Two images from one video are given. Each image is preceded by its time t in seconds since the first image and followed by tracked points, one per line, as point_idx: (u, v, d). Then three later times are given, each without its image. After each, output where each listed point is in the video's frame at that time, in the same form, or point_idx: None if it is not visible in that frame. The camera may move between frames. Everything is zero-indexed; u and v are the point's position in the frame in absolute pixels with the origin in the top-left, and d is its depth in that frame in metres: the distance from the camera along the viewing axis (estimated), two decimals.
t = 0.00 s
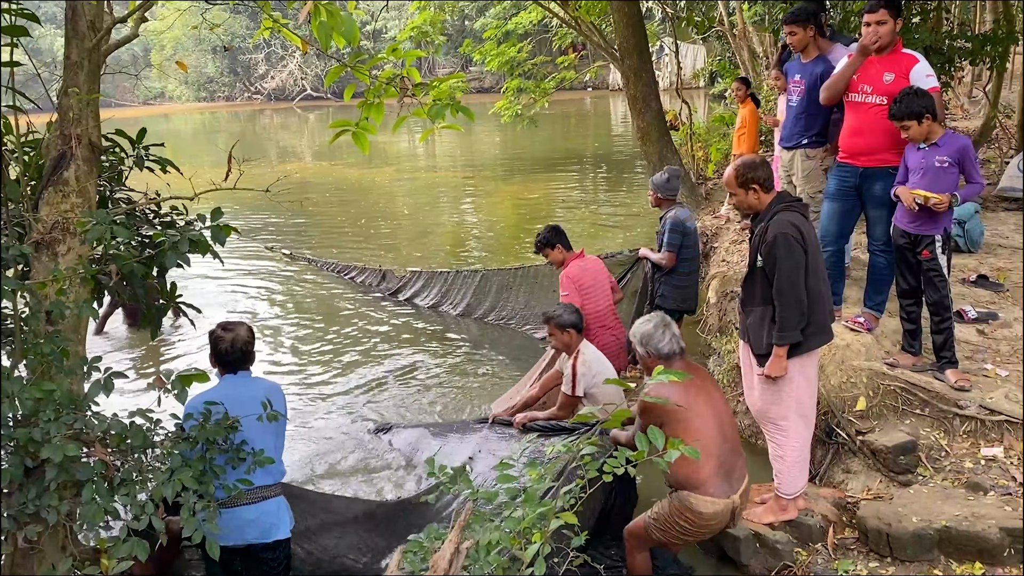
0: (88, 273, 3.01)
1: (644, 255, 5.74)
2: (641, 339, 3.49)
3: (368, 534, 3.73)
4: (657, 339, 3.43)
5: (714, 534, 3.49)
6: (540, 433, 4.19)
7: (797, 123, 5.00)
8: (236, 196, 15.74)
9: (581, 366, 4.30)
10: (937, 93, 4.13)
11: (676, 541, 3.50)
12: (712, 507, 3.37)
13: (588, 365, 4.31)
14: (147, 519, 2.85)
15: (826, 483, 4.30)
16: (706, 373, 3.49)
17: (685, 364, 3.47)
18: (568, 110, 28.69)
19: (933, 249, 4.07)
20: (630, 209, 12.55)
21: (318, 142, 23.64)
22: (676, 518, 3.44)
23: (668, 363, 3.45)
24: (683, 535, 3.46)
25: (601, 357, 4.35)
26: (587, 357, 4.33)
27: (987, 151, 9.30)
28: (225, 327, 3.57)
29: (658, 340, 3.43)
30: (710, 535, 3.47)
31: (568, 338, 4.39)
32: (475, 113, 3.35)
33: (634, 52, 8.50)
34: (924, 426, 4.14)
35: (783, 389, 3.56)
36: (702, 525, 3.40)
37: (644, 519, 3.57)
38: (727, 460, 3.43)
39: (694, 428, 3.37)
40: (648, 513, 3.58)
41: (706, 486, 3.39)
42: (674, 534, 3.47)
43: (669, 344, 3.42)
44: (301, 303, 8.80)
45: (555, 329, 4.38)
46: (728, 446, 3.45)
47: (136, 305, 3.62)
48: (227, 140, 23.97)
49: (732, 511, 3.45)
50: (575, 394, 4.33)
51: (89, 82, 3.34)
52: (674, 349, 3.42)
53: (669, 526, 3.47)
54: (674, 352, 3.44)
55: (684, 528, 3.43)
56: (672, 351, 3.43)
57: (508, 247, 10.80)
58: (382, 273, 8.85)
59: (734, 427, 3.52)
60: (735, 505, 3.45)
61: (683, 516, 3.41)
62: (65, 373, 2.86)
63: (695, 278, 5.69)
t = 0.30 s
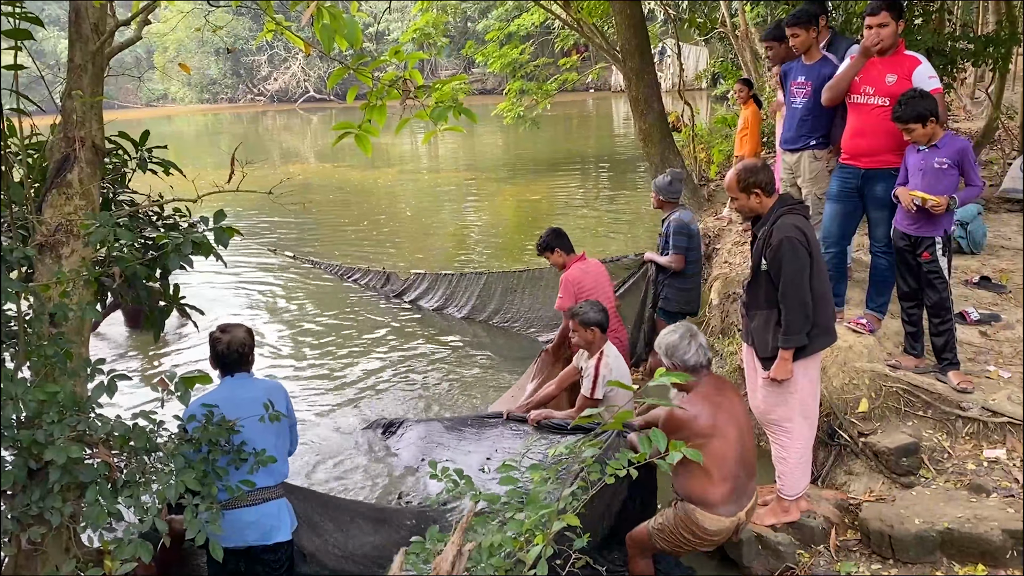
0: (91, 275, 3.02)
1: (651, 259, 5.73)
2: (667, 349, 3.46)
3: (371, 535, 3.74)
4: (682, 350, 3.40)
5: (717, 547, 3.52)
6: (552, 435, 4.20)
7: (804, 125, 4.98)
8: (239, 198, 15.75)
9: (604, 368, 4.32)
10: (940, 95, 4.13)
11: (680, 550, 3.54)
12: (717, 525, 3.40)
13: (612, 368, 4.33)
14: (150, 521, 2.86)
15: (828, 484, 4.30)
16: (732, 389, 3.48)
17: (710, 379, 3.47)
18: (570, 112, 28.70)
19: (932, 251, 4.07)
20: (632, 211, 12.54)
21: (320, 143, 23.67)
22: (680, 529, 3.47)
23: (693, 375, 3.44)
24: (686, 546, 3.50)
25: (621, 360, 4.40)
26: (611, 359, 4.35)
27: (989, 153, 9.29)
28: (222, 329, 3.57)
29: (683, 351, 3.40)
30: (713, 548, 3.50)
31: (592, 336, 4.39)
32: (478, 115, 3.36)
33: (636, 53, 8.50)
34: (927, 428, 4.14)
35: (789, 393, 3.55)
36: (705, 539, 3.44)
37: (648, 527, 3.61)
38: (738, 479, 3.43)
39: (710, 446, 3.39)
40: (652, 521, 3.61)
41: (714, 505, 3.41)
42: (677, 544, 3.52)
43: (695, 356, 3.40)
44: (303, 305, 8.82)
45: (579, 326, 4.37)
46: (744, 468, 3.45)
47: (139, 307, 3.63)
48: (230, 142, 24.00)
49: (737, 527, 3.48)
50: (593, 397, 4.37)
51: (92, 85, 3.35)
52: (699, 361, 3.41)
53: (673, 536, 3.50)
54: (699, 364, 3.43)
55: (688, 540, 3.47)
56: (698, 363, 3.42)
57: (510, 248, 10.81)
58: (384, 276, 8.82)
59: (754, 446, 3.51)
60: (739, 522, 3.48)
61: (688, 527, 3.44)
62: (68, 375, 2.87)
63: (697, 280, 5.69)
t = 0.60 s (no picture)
0: (93, 276, 3.02)
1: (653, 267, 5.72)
2: (666, 338, 3.53)
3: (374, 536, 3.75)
4: (679, 338, 3.47)
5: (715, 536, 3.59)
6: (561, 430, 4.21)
7: (810, 125, 4.97)
8: (240, 199, 15.76)
9: (601, 358, 4.41)
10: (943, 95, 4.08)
11: (680, 542, 3.60)
12: (712, 513, 3.47)
13: (609, 357, 4.42)
14: (152, 522, 2.86)
15: (830, 485, 4.30)
16: (733, 375, 3.52)
17: (711, 368, 3.50)
18: (571, 112, 28.71)
19: (936, 252, 4.07)
20: (633, 212, 12.54)
21: (322, 145, 23.67)
22: (677, 518, 3.55)
23: (693, 363, 3.49)
24: (685, 537, 3.56)
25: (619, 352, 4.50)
26: (609, 349, 4.45)
27: (991, 153, 9.27)
28: (217, 332, 3.58)
29: (681, 339, 3.47)
30: (711, 537, 3.57)
31: (586, 326, 4.49)
32: (479, 116, 3.36)
33: (637, 54, 8.49)
34: (929, 428, 4.13)
35: (794, 395, 3.55)
36: (701, 527, 3.51)
37: (648, 526, 3.68)
38: (733, 469, 3.49)
39: (710, 437, 3.44)
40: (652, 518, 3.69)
41: (710, 494, 3.49)
42: (676, 536, 3.59)
43: (692, 343, 3.47)
44: (305, 306, 8.83)
45: (573, 317, 4.49)
46: (742, 458, 3.51)
47: (140, 308, 3.63)
48: (232, 144, 24.01)
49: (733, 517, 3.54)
50: (597, 389, 4.42)
51: (94, 86, 3.36)
52: (697, 347, 3.47)
53: (672, 529, 3.58)
54: (698, 350, 3.48)
55: (686, 529, 3.54)
56: (696, 350, 3.48)
57: (512, 249, 10.80)
58: (387, 278, 8.92)
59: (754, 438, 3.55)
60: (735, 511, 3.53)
61: (685, 516, 3.52)
62: (70, 375, 2.87)
63: (698, 281, 5.69)
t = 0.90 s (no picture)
0: (94, 277, 3.02)
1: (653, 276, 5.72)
2: (642, 315, 3.55)
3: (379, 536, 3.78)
4: (654, 314, 3.48)
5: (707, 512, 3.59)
6: (566, 421, 4.28)
7: (813, 125, 4.97)
8: (242, 200, 15.77)
9: (579, 341, 4.51)
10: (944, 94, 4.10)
11: (680, 524, 3.62)
12: (697, 484, 3.47)
13: (584, 339, 4.53)
14: (156, 521, 2.86)
15: (832, 485, 4.30)
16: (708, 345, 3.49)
17: (686, 340, 3.49)
18: (572, 112, 28.73)
19: (944, 251, 4.06)
20: (635, 212, 12.53)
21: (323, 145, 23.68)
22: (669, 496, 3.57)
23: (669, 338, 3.49)
24: (680, 516, 3.58)
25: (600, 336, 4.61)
26: (586, 331, 4.57)
27: (993, 153, 9.27)
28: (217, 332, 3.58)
29: (655, 314, 3.48)
30: (704, 513, 3.57)
31: (561, 313, 4.67)
32: (481, 116, 3.36)
33: (639, 54, 8.48)
34: (931, 428, 4.12)
35: (794, 394, 3.55)
36: (690, 501, 3.52)
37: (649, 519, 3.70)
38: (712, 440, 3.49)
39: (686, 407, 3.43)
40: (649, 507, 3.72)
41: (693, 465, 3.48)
42: (674, 517, 3.60)
43: (667, 318, 3.47)
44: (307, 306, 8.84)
45: (548, 307, 4.68)
46: (720, 428, 3.51)
47: (142, 308, 3.64)
48: (234, 144, 24.03)
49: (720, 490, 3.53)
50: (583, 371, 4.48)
51: (95, 87, 3.36)
52: (672, 321, 3.47)
53: (667, 509, 3.60)
54: (674, 325, 3.48)
55: (677, 504, 3.56)
56: (670, 324, 3.48)
57: (513, 250, 10.80)
58: (389, 278, 8.86)
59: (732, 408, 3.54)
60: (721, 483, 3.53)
61: (675, 491, 3.53)
62: (72, 376, 2.87)
63: (700, 281, 5.69)
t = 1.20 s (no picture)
0: (96, 277, 3.02)
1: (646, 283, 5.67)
2: (613, 308, 3.69)
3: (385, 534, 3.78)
4: (624, 306, 3.63)
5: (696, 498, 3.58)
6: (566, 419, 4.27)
7: (813, 125, 4.97)
8: (243, 200, 15.77)
9: (546, 334, 4.55)
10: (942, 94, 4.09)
11: (672, 512, 3.59)
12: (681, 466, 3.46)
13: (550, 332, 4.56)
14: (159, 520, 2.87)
15: (834, 484, 4.30)
16: (677, 331, 3.59)
17: (655, 329, 3.61)
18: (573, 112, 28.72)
19: (950, 251, 4.07)
20: (636, 211, 12.52)
21: (324, 145, 23.70)
22: (657, 483, 3.58)
23: (638, 329, 3.63)
24: (671, 503, 3.56)
25: (573, 332, 4.60)
26: (555, 325, 4.58)
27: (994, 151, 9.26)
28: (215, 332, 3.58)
29: (624, 307, 3.63)
30: (692, 499, 3.55)
31: (534, 309, 4.70)
32: (482, 115, 3.36)
33: (640, 54, 8.48)
34: (933, 427, 4.12)
35: (794, 393, 3.54)
36: (676, 485, 3.52)
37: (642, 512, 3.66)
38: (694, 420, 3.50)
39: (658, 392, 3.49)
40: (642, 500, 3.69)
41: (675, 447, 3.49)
42: (664, 505, 3.58)
43: (636, 310, 3.62)
44: (308, 305, 8.85)
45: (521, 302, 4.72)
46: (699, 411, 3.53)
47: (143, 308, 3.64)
48: (235, 144, 24.04)
49: (706, 472, 3.53)
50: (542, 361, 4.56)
51: (97, 87, 3.36)
52: (640, 313, 3.62)
53: (656, 497, 3.59)
54: (642, 317, 3.63)
55: (665, 490, 3.55)
56: (640, 317, 3.62)
57: (515, 249, 10.80)
58: (394, 277, 8.84)
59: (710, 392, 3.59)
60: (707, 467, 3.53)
61: (662, 478, 3.55)
62: (73, 376, 2.87)
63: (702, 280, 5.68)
